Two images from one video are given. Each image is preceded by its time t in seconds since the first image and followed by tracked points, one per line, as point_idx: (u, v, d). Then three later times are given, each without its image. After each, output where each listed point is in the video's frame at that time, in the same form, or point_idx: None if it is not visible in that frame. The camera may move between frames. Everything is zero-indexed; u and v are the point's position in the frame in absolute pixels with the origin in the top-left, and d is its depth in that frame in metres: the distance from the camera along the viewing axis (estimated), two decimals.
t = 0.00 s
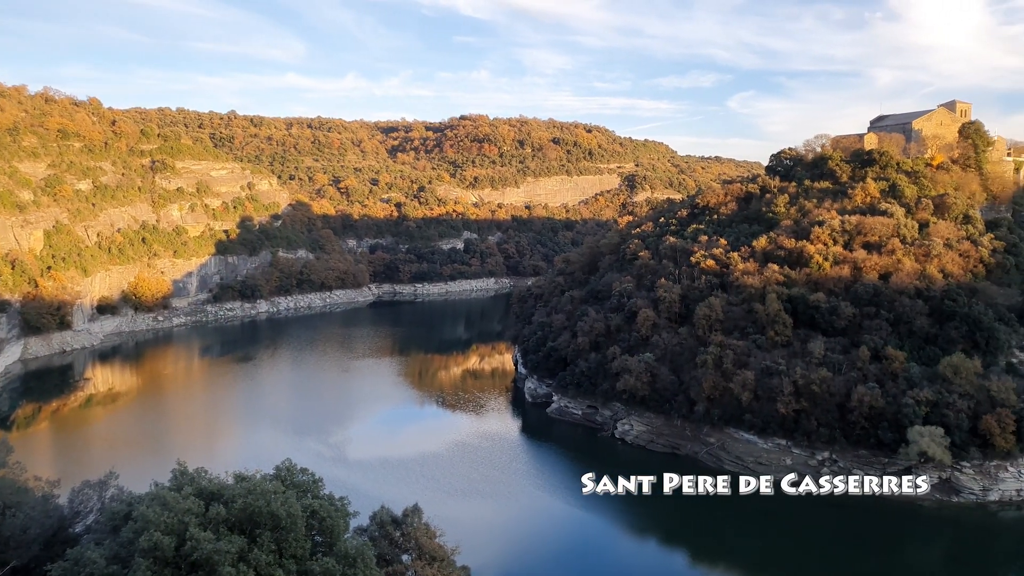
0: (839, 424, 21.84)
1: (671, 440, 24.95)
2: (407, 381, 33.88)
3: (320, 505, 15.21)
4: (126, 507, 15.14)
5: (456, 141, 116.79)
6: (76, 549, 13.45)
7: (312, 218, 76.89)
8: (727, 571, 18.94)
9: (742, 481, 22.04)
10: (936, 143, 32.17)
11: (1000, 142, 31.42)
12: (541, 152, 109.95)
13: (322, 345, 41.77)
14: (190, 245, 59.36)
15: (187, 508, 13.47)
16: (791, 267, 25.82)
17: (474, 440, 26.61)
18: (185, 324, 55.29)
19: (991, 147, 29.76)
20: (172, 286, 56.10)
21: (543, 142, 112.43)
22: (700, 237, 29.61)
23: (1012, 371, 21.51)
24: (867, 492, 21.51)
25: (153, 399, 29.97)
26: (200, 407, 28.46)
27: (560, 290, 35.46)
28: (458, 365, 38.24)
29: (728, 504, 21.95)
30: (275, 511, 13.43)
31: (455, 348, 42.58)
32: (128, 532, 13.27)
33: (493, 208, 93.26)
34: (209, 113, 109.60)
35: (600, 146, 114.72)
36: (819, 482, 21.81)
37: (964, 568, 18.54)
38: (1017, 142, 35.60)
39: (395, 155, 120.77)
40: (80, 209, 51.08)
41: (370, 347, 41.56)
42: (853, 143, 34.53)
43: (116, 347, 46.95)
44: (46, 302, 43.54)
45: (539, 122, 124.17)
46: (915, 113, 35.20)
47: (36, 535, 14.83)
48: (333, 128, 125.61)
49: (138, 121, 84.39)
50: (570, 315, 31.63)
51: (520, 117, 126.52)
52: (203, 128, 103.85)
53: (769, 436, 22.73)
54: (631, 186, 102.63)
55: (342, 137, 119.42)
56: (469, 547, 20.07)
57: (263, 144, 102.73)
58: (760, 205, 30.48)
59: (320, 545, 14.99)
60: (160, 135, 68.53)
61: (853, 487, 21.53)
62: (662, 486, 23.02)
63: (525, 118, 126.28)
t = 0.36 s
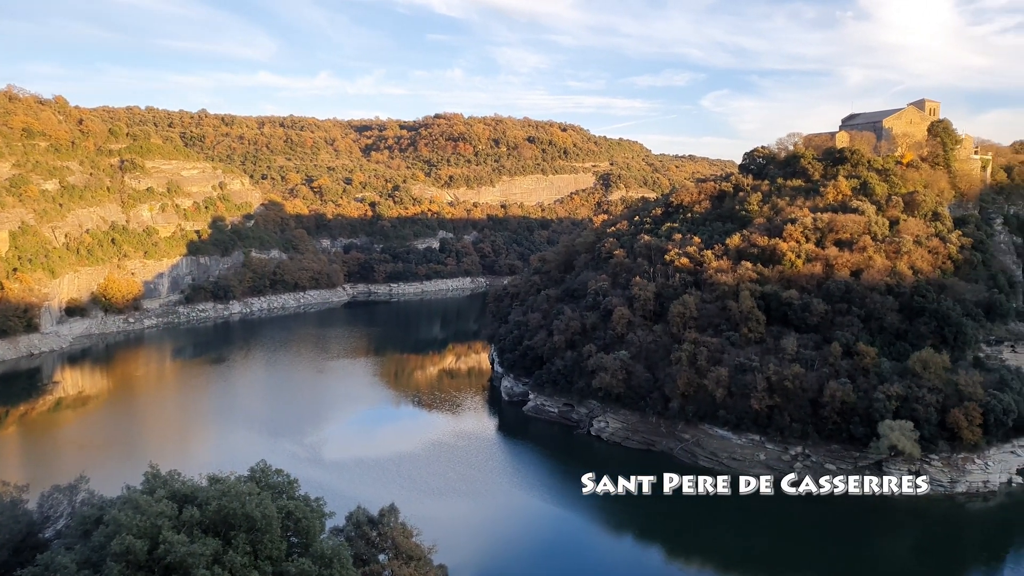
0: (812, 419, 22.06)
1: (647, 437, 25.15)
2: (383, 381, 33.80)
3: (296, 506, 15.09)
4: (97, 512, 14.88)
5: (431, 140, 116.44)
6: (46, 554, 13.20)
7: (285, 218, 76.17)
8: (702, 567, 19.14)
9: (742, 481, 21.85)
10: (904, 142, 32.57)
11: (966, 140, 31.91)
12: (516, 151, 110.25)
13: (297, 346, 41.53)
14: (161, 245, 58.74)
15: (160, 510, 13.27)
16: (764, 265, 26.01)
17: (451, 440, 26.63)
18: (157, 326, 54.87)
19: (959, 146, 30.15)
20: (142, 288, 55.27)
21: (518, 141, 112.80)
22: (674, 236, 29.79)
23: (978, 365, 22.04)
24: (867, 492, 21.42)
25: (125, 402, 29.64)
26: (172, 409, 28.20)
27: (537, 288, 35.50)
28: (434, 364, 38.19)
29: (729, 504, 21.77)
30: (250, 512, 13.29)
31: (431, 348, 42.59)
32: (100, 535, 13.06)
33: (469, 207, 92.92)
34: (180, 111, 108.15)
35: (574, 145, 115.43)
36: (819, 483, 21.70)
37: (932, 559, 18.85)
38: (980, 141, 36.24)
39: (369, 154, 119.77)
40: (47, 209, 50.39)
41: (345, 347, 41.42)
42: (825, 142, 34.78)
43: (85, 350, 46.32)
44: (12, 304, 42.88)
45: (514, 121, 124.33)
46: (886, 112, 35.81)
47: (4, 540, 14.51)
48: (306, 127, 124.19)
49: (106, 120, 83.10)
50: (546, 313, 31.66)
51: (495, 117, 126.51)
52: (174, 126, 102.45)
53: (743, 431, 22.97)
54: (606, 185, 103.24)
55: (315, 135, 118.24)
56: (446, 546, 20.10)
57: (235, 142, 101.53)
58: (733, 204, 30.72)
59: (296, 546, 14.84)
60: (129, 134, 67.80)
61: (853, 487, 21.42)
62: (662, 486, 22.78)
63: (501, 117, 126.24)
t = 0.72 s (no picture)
0: (788, 412, 22.12)
1: (625, 431, 25.29)
2: (362, 379, 33.69)
3: (273, 504, 14.98)
4: (71, 513, 14.48)
5: (407, 136, 115.90)
6: (19, 557, 12.93)
7: (260, 215, 75.35)
8: (679, 559, 19.34)
9: (742, 480, 21.51)
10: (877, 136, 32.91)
11: (937, 135, 32.33)
12: (493, 147, 110.39)
13: (274, 344, 41.29)
14: (134, 244, 58.17)
15: (137, 510, 13.09)
16: (741, 260, 26.12)
17: (430, 437, 26.61)
18: (131, 325, 54.34)
19: (931, 140, 30.52)
20: (115, 286, 54.65)
21: (495, 138, 113.65)
22: (651, 231, 29.88)
23: (951, 357, 22.32)
24: (867, 492, 21.14)
25: (99, 402, 29.33)
26: (147, 410, 27.95)
27: (515, 285, 35.47)
28: (412, 362, 38.12)
29: (729, 506, 21.45)
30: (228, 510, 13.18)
31: (409, 345, 42.52)
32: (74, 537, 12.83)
33: (447, 203, 91.18)
34: (151, 108, 106.69)
35: (550, 142, 115.96)
36: (819, 483, 21.40)
37: (905, 548, 19.07)
38: (950, 136, 36.73)
39: (344, 150, 118.30)
40: (16, 208, 49.55)
41: (322, 346, 41.25)
42: (800, 137, 34.99)
43: (57, 350, 45.79)
44: None
45: (490, 118, 124.23)
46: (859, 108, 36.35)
47: None
48: (281, 123, 122.61)
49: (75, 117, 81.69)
50: (524, 309, 31.63)
51: (471, 113, 126.33)
52: (146, 123, 100.90)
53: (720, 425, 23.05)
54: (583, 181, 103.21)
55: (290, 131, 116.78)
56: (426, 542, 20.12)
57: (208, 140, 100.31)
58: (710, 199, 30.87)
59: (274, 544, 14.76)
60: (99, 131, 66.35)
61: (853, 487, 21.14)
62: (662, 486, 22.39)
63: (477, 114, 126.06)
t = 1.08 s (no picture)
0: (767, 403, 22.31)
1: (606, 423, 25.41)
2: (342, 374, 33.59)
3: (254, 500, 14.91)
4: (48, 511, 14.29)
5: (386, 129, 115.09)
6: None
7: (238, 210, 74.47)
8: (659, 548, 19.58)
9: (742, 480, 21.13)
10: (854, 128, 33.19)
11: (914, 126, 32.67)
12: (473, 140, 110.00)
13: (253, 339, 41.03)
14: (109, 240, 57.42)
15: (115, 508, 12.99)
16: (720, 252, 26.23)
17: (411, 431, 26.58)
18: (106, 322, 53.84)
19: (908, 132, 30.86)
20: (90, 283, 54.14)
21: (475, 131, 112.64)
22: (631, 224, 29.94)
23: (927, 347, 22.58)
24: (867, 492, 20.79)
25: (74, 400, 29.03)
26: (124, 407, 27.72)
27: (495, 278, 35.42)
28: (392, 356, 38.02)
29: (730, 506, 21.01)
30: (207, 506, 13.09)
31: (390, 340, 42.41)
32: (51, 535, 12.68)
33: (427, 197, 91.31)
34: (124, 102, 105.03)
35: (530, 134, 115.70)
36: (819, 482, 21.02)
37: (881, 536, 19.36)
38: (927, 127, 37.05)
39: (322, 143, 116.85)
40: None
41: (302, 340, 41.06)
42: (778, 129, 35.11)
43: (31, 348, 45.29)
44: None
45: (469, 110, 123.59)
46: (837, 99, 36.29)
47: None
48: (257, 117, 120.86)
49: (46, 110, 80.13)
50: (505, 303, 31.62)
51: (450, 105, 125.71)
52: (119, 117, 99.25)
53: (700, 415, 23.29)
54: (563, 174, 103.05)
55: (266, 125, 115.27)
56: (408, 536, 20.14)
57: (184, 134, 98.96)
58: (689, 192, 30.99)
59: (255, 540, 14.65)
60: (70, 124, 63.63)
61: (853, 487, 20.77)
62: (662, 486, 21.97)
63: (456, 107, 125.21)
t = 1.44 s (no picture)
0: (748, 391, 22.47)
1: (589, 412, 25.50)
2: (324, 366, 33.47)
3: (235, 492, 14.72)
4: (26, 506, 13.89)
5: (366, 120, 114.15)
6: None
7: (217, 202, 73.67)
8: (642, 537, 19.75)
9: (742, 479, 20.61)
10: (834, 118, 33.40)
11: (894, 116, 32.93)
12: (454, 131, 109.46)
13: (233, 332, 40.77)
14: (86, 233, 56.65)
15: (95, 502, 12.58)
16: (701, 242, 26.31)
17: (393, 423, 26.54)
18: (84, 316, 53.24)
19: (887, 122, 31.12)
20: (67, 276, 53.53)
21: (456, 121, 111.80)
22: (613, 215, 29.97)
23: (906, 334, 22.79)
24: (867, 492, 20.35)
25: (51, 395, 28.75)
26: (103, 401, 27.49)
27: (478, 270, 35.33)
28: (375, 348, 37.90)
29: (730, 507, 20.48)
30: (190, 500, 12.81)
31: (372, 332, 42.27)
32: (30, 531, 12.30)
33: (408, 188, 90.89)
34: (100, 93, 103.38)
35: (512, 125, 115.34)
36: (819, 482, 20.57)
37: (860, 522, 19.59)
38: (905, 117, 37.39)
39: (302, 134, 115.70)
40: None
41: (283, 333, 40.86)
42: (759, 120, 35.19)
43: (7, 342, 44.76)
44: None
45: (451, 101, 122.89)
46: (816, 89, 36.42)
47: None
48: (235, 107, 119.16)
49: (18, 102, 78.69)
50: (488, 294, 31.55)
51: (432, 96, 124.90)
52: (95, 109, 97.68)
53: (682, 404, 23.42)
54: (546, 164, 102.95)
55: (245, 116, 113.92)
56: (391, 527, 20.14)
57: (161, 125, 97.59)
58: (670, 182, 31.06)
59: (237, 533, 14.55)
60: (44, 115, 63.67)
61: (853, 487, 20.34)
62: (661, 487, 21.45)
63: (438, 97, 124.32)
